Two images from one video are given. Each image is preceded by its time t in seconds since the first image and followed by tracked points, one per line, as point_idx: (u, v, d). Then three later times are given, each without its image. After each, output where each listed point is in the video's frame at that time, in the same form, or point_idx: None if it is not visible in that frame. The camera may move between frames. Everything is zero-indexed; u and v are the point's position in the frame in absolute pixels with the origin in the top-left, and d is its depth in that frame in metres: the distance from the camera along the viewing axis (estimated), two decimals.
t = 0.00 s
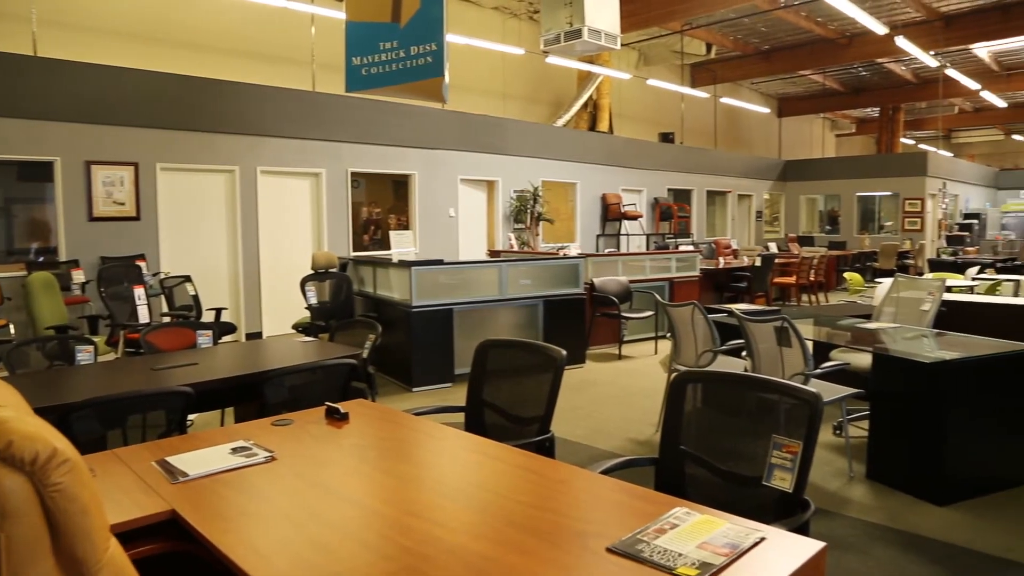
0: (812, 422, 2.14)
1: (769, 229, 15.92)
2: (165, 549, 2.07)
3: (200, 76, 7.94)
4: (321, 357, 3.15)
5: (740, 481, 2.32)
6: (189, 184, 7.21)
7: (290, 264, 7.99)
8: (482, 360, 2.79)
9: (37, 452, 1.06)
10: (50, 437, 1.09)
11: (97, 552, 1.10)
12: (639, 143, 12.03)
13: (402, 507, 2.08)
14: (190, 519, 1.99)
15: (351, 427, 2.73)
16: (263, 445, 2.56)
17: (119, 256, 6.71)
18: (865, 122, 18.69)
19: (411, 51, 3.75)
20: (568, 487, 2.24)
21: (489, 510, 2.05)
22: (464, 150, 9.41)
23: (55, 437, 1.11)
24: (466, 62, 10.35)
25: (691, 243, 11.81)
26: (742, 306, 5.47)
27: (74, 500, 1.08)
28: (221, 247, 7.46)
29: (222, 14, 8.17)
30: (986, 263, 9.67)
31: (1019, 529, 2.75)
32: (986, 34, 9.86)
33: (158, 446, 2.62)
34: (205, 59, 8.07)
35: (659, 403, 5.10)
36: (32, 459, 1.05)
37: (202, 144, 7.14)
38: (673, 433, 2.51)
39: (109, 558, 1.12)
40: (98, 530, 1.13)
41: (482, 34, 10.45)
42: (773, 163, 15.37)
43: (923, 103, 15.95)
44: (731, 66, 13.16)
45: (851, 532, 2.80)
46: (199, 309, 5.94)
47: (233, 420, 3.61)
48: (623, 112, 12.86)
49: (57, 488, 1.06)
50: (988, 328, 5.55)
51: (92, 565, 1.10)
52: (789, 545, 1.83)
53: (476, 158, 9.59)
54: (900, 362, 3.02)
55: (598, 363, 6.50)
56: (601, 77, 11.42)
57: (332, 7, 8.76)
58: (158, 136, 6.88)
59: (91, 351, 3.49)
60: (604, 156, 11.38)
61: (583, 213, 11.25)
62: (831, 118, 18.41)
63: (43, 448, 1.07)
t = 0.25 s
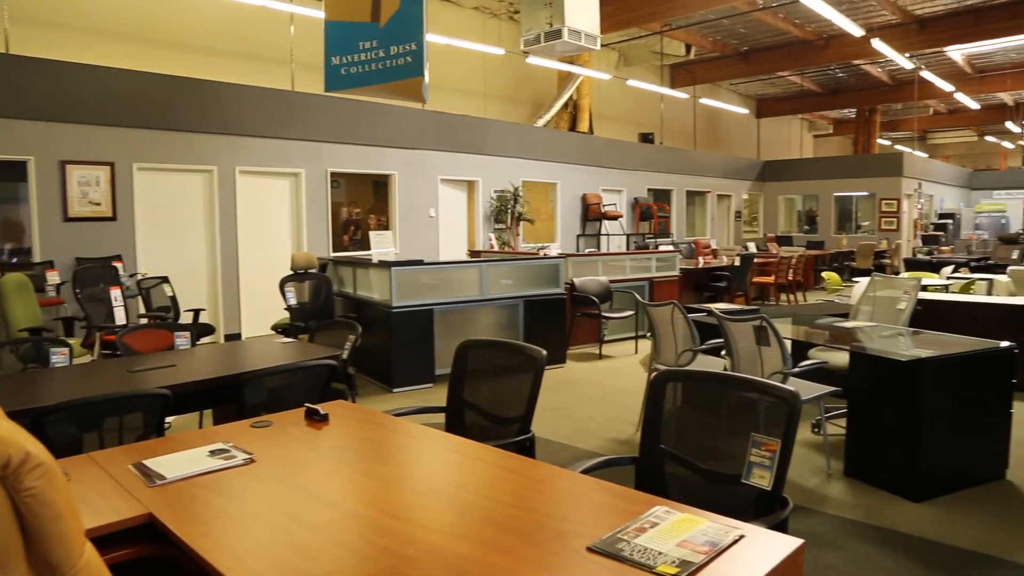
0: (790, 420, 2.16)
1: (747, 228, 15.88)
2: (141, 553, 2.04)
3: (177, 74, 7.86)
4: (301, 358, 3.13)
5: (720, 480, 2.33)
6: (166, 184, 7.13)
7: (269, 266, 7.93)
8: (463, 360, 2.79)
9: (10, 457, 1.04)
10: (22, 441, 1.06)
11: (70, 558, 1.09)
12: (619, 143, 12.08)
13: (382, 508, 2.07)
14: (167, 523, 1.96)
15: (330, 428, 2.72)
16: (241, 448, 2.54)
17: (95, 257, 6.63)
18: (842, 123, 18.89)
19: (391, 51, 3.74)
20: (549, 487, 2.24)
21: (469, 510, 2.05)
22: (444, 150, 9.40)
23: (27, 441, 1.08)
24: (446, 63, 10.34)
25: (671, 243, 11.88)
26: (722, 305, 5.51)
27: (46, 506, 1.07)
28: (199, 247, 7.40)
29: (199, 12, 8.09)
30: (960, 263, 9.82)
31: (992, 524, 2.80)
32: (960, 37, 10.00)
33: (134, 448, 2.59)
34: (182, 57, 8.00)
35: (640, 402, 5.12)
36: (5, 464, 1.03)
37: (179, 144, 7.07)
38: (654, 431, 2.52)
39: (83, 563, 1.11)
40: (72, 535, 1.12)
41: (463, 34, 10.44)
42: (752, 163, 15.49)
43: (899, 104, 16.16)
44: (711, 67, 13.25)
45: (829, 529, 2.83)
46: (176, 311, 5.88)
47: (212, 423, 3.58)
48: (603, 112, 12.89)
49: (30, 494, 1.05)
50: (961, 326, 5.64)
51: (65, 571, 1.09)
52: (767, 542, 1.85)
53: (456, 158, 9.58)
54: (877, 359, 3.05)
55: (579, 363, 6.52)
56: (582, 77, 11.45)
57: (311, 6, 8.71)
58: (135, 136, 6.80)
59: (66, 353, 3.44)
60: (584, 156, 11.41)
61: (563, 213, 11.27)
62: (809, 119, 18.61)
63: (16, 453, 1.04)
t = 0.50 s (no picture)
0: (769, 418, 2.18)
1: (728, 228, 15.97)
2: (118, 558, 2.01)
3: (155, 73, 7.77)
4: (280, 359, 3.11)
5: (699, 478, 2.35)
6: (142, 184, 7.06)
7: (247, 267, 7.87)
8: (443, 360, 2.78)
9: None
10: None
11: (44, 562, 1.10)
12: (600, 143, 12.11)
13: (362, 509, 2.06)
14: (144, 526, 1.94)
15: (310, 430, 2.70)
16: (220, 450, 2.51)
17: (70, 258, 6.54)
18: (820, 124, 19.08)
19: (370, 50, 3.73)
20: (530, 487, 2.24)
21: (450, 511, 2.05)
22: (425, 150, 9.39)
23: None
24: (426, 62, 10.32)
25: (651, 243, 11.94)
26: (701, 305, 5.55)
27: (20, 510, 1.08)
28: (177, 248, 7.33)
29: (177, 10, 8.00)
30: (934, 263, 9.96)
31: (967, 519, 2.84)
32: (934, 39, 10.13)
33: (111, 452, 2.56)
34: (159, 56, 7.92)
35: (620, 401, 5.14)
36: None
37: (157, 144, 7.00)
38: (634, 431, 2.53)
39: (57, 567, 1.12)
40: (46, 539, 1.13)
41: (443, 34, 10.44)
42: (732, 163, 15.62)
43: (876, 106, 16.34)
44: (690, 68, 13.32)
45: (808, 525, 2.85)
46: (153, 312, 5.83)
47: (190, 425, 3.55)
48: (583, 112, 12.94)
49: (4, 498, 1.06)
50: (936, 325, 5.72)
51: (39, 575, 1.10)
52: (746, 540, 1.86)
53: (436, 158, 9.56)
54: (854, 358, 3.08)
55: (559, 362, 6.55)
56: (562, 78, 11.48)
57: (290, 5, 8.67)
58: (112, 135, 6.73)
59: (40, 356, 3.40)
60: (564, 156, 11.43)
61: (544, 213, 11.29)
62: (787, 120, 18.81)
63: None
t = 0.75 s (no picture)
0: (747, 417, 2.19)
1: (706, 228, 16.20)
2: (93, 563, 1.98)
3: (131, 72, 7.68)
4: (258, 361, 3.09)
5: (679, 477, 2.36)
6: (118, 184, 6.97)
7: (225, 268, 7.80)
8: (423, 361, 2.78)
9: None
10: None
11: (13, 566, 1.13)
12: (579, 143, 12.15)
13: (342, 511, 2.05)
14: (120, 531, 1.92)
15: (289, 431, 2.68)
16: (197, 452, 2.49)
17: (44, 259, 6.44)
18: (798, 125, 19.26)
19: (349, 50, 3.71)
20: (510, 487, 2.24)
21: (430, 512, 2.04)
22: (404, 150, 9.36)
23: None
24: (406, 62, 10.30)
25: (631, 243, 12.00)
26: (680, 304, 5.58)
27: None
28: (153, 249, 7.25)
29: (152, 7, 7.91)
30: (909, 262, 10.10)
31: (942, 515, 2.88)
32: (908, 42, 10.27)
33: (86, 455, 2.52)
34: (136, 54, 7.83)
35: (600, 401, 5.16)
36: None
37: (133, 144, 6.92)
38: (614, 430, 2.53)
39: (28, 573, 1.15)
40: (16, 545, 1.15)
41: (423, 34, 10.42)
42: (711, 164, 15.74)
43: (852, 107, 16.52)
44: (670, 69, 13.39)
45: (787, 522, 2.88)
46: (130, 314, 5.76)
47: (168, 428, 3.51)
48: (563, 112, 12.97)
49: None
50: (911, 323, 5.80)
51: None
52: (725, 538, 1.87)
53: (415, 158, 9.54)
54: (832, 357, 3.11)
55: (540, 362, 6.57)
56: (541, 78, 11.49)
57: (268, 4, 8.61)
58: (88, 135, 6.64)
59: (12, 358, 3.34)
60: (544, 156, 11.45)
61: (523, 213, 11.30)
62: (764, 121, 19.01)
63: None
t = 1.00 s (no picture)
0: (724, 416, 2.21)
1: (684, 228, 16.32)
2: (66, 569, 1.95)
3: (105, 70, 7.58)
4: (235, 362, 3.06)
5: (656, 476, 2.37)
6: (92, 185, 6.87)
7: (202, 269, 7.73)
8: (402, 360, 2.77)
9: None
10: None
11: None
12: (558, 143, 12.18)
13: (320, 513, 2.04)
14: (93, 536, 1.89)
15: (266, 434, 2.66)
16: (173, 455, 2.46)
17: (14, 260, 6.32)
18: (774, 126, 19.45)
19: (326, 49, 3.69)
20: (489, 487, 2.24)
21: (409, 513, 2.03)
22: (383, 150, 9.35)
23: None
24: (384, 62, 10.27)
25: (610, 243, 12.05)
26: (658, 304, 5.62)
27: None
28: (128, 251, 7.15)
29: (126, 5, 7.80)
30: (884, 262, 10.24)
31: (917, 510, 2.92)
32: (882, 44, 10.40)
33: (59, 460, 2.48)
34: (111, 53, 7.73)
35: (579, 400, 5.17)
36: None
37: (107, 143, 6.83)
38: (592, 429, 2.54)
39: None
40: None
41: (401, 34, 10.39)
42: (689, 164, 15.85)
43: (827, 108, 16.71)
44: (647, 69, 13.45)
45: (765, 520, 2.90)
46: (104, 316, 5.70)
47: (143, 431, 3.48)
48: (542, 113, 12.99)
49: None
50: (884, 322, 5.88)
51: None
52: (702, 536, 1.88)
53: (393, 158, 9.51)
54: (807, 355, 3.14)
55: (518, 362, 6.60)
56: (520, 78, 11.51)
57: (244, 3, 8.54)
58: (60, 133, 6.53)
59: None
60: (523, 156, 11.46)
61: (502, 213, 11.31)
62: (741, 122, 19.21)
63: None
